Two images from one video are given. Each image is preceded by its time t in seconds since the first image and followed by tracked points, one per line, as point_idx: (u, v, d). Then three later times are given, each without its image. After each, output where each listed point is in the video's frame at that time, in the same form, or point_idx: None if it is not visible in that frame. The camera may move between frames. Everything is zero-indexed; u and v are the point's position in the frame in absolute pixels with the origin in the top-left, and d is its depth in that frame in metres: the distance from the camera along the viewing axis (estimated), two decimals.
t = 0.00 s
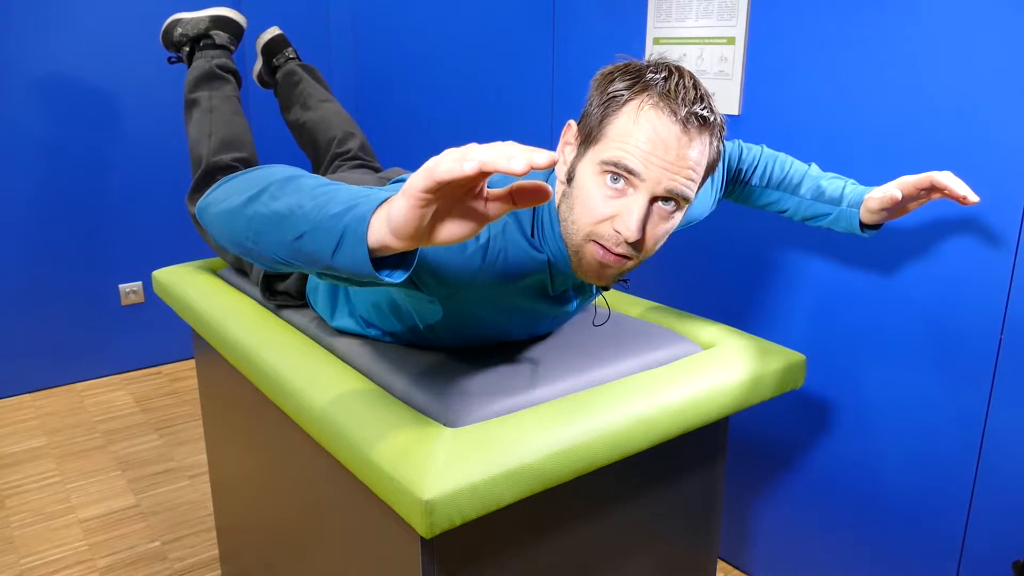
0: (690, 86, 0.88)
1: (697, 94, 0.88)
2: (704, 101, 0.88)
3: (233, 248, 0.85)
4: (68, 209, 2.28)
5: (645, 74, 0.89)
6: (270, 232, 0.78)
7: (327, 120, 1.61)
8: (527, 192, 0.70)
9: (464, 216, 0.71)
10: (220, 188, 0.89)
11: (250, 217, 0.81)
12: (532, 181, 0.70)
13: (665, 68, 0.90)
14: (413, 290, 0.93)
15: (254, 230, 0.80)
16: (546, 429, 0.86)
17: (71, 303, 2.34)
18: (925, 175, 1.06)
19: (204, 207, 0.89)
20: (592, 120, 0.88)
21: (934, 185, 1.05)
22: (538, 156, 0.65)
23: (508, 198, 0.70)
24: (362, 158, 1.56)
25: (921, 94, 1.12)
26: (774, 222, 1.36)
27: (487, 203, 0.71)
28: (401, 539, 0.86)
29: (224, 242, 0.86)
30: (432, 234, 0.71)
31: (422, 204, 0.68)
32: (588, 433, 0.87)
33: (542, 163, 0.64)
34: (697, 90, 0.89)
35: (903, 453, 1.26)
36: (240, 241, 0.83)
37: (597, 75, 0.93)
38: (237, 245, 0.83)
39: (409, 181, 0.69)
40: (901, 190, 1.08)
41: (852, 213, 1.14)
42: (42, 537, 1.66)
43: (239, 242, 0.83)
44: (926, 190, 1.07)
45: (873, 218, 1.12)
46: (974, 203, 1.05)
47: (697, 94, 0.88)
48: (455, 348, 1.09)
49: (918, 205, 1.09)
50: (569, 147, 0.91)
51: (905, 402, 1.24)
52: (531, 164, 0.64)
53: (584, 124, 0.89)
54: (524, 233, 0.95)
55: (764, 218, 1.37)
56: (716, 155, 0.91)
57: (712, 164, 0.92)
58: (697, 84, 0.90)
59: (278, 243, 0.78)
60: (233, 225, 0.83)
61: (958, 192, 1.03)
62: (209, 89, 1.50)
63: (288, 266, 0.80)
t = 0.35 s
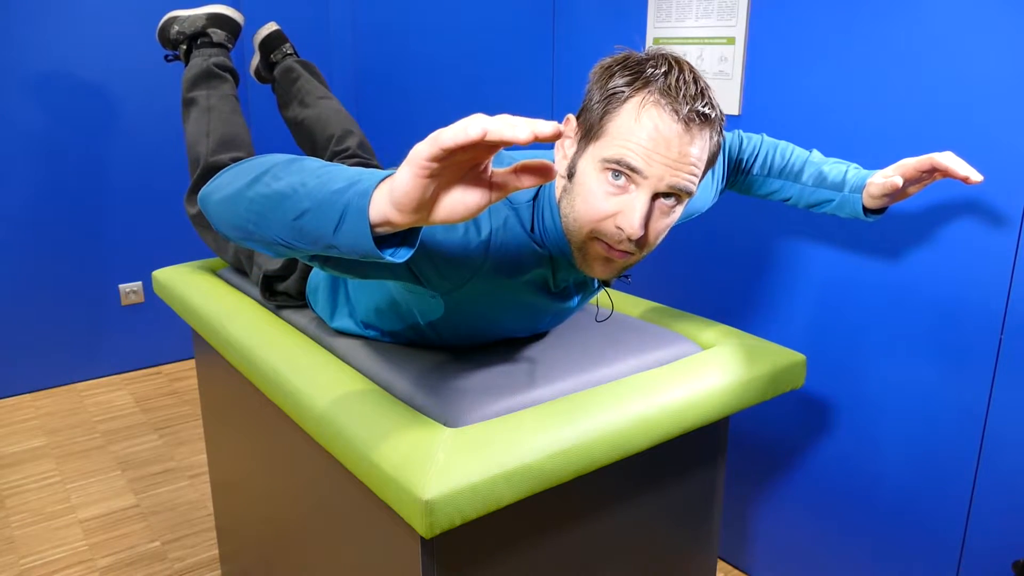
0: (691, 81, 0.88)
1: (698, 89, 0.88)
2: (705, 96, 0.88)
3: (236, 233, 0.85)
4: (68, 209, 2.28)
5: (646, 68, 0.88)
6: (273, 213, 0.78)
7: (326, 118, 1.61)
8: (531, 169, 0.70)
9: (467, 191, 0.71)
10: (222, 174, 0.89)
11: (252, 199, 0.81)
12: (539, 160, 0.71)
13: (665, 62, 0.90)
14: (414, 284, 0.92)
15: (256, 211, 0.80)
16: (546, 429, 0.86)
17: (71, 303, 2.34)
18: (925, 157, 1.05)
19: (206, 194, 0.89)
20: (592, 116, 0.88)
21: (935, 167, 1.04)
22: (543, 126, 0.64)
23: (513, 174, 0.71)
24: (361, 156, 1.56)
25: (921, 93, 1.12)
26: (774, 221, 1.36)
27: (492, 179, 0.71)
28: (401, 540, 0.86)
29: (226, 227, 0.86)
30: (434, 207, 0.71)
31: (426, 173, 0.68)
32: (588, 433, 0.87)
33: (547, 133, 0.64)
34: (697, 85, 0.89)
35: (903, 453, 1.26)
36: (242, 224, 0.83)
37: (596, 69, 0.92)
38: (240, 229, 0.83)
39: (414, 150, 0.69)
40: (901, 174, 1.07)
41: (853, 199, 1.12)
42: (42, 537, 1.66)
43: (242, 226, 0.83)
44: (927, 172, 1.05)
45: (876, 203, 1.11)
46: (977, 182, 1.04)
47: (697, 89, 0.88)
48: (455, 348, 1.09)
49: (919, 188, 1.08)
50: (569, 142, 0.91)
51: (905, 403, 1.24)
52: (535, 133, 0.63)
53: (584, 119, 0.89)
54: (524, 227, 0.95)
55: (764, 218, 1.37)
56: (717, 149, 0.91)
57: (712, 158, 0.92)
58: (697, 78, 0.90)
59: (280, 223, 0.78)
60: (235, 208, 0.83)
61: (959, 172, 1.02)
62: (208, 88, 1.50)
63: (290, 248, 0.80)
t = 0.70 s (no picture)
0: (694, 83, 0.88)
1: (700, 90, 0.88)
2: (708, 97, 0.88)
3: (237, 224, 0.85)
4: (68, 209, 2.28)
5: (649, 70, 0.89)
6: (275, 212, 0.78)
7: (326, 120, 1.61)
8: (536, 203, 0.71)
9: (470, 217, 0.71)
10: (228, 162, 0.88)
11: (255, 195, 0.80)
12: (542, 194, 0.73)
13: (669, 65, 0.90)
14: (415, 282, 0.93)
15: (259, 208, 0.80)
16: (546, 429, 0.86)
17: (71, 303, 2.34)
18: (927, 163, 1.04)
19: (210, 179, 0.89)
20: (597, 118, 0.88)
21: (936, 174, 1.03)
22: (553, 166, 0.64)
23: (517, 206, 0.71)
24: (363, 158, 1.56)
25: (920, 94, 1.12)
26: (774, 221, 1.37)
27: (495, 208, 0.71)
28: (401, 540, 0.86)
29: (227, 217, 0.86)
30: (436, 228, 0.70)
31: (432, 197, 0.67)
32: (588, 433, 0.87)
33: (556, 174, 0.63)
34: (700, 87, 0.89)
35: (903, 453, 1.26)
36: (243, 217, 0.83)
37: (599, 71, 0.93)
38: (241, 221, 0.83)
39: (423, 171, 0.68)
40: (902, 180, 1.06)
41: (855, 203, 1.11)
42: (42, 538, 1.66)
43: (243, 219, 0.83)
44: (928, 178, 1.04)
45: (877, 208, 1.10)
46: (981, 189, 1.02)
47: (700, 90, 0.88)
48: (455, 348, 1.09)
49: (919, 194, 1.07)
50: (571, 145, 0.91)
51: (905, 403, 1.24)
52: (545, 174, 0.63)
53: (588, 120, 0.89)
54: (526, 230, 0.95)
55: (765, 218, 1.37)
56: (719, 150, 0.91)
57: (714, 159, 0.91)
58: (699, 80, 0.90)
59: (282, 224, 0.78)
60: (238, 201, 0.82)
61: (959, 179, 1.00)
62: (208, 90, 1.50)
63: (290, 247, 0.80)
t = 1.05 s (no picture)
0: (690, 81, 0.88)
1: (698, 86, 0.88)
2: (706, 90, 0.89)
3: (230, 228, 0.86)
4: (68, 209, 2.28)
5: (647, 87, 0.85)
6: (263, 211, 0.79)
7: (327, 122, 1.61)
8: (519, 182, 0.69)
9: (453, 202, 0.69)
10: (222, 167, 0.89)
11: (245, 196, 0.81)
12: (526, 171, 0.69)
13: (657, 71, 0.87)
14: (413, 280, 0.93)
15: (247, 209, 0.81)
16: (547, 429, 0.86)
17: (71, 303, 2.34)
18: (935, 161, 1.04)
19: (207, 185, 0.90)
20: (613, 143, 0.84)
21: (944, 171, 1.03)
22: (527, 143, 0.61)
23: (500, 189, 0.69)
24: (363, 160, 1.55)
25: (920, 94, 1.12)
26: (774, 221, 1.37)
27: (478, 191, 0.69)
28: (402, 540, 0.86)
29: (221, 221, 0.87)
30: (417, 216, 0.69)
31: (407, 182, 0.66)
32: (588, 433, 0.87)
33: (530, 150, 0.61)
34: (695, 81, 0.89)
35: (903, 453, 1.26)
36: (234, 219, 0.83)
37: (590, 94, 0.87)
38: (233, 224, 0.84)
39: (397, 157, 0.67)
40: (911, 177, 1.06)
41: (862, 200, 1.11)
42: (42, 538, 1.66)
43: (234, 221, 0.83)
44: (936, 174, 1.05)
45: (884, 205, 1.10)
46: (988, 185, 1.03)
47: (698, 86, 0.88)
48: (456, 348, 1.09)
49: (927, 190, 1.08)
50: (584, 170, 0.87)
51: (905, 403, 1.24)
52: (516, 150, 0.61)
53: (601, 151, 0.85)
54: (524, 232, 0.94)
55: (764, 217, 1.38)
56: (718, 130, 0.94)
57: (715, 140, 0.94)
58: (686, 73, 0.90)
59: (269, 223, 0.78)
60: (230, 204, 0.83)
61: (968, 175, 1.01)
62: (210, 92, 1.50)
63: (280, 247, 0.80)
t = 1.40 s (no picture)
0: (698, 85, 0.88)
1: (706, 90, 0.89)
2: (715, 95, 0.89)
3: (243, 237, 0.85)
4: (68, 209, 2.28)
5: (655, 87, 0.86)
6: (278, 213, 0.78)
7: (326, 120, 1.61)
8: (542, 157, 0.69)
9: (477, 182, 0.69)
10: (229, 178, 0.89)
11: (258, 200, 0.81)
12: (547, 147, 0.70)
13: (666, 72, 0.88)
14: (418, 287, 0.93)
15: (261, 214, 0.80)
16: (547, 429, 0.86)
17: (71, 303, 2.34)
18: (962, 133, 1.02)
19: (213, 200, 0.89)
20: (621, 143, 0.85)
21: (973, 143, 1.01)
22: (553, 113, 0.63)
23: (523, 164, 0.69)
24: (361, 159, 1.55)
25: (921, 93, 1.12)
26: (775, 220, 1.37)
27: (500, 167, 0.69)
28: (402, 540, 0.86)
29: (233, 231, 0.86)
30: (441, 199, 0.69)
31: (433, 163, 0.66)
32: (589, 433, 0.87)
33: (557, 120, 0.63)
34: (703, 86, 0.89)
35: (903, 452, 1.26)
36: (247, 226, 0.83)
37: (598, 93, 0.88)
38: (246, 232, 0.84)
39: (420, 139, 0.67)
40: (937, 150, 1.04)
41: (885, 182, 1.09)
42: (42, 538, 1.66)
43: (247, 228, 0.83)
44: (965, 149, 1.02)
45: (909, 182, 1.08)
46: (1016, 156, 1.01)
47: (706, 90, 0.89)
48: (456, 349, 1.08)
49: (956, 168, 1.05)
50: (590, 171, 0.88)
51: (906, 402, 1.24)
52: (545, 120, 0.62)
53: (609, 151, 0.85)
54: (527, 234, 0.95)
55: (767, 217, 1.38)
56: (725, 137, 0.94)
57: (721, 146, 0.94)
58: (694, 77, 0.90)
59: (286, 224, 0.78)
60: (241, 211, 0.83)
61: (1000, 146, 0.99)
62: (210, 90, 1.50)
63: (298, 249, 0.80)
